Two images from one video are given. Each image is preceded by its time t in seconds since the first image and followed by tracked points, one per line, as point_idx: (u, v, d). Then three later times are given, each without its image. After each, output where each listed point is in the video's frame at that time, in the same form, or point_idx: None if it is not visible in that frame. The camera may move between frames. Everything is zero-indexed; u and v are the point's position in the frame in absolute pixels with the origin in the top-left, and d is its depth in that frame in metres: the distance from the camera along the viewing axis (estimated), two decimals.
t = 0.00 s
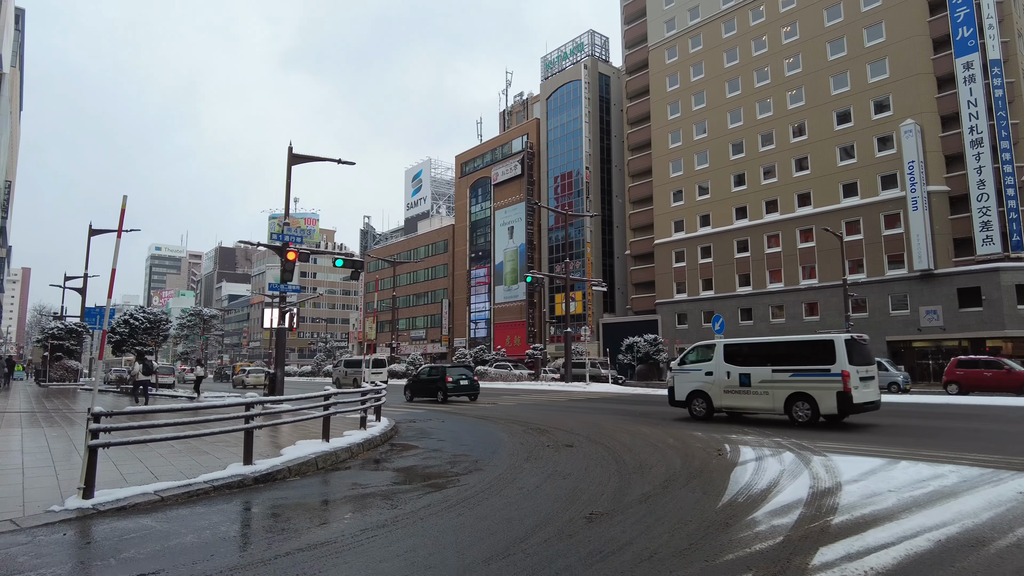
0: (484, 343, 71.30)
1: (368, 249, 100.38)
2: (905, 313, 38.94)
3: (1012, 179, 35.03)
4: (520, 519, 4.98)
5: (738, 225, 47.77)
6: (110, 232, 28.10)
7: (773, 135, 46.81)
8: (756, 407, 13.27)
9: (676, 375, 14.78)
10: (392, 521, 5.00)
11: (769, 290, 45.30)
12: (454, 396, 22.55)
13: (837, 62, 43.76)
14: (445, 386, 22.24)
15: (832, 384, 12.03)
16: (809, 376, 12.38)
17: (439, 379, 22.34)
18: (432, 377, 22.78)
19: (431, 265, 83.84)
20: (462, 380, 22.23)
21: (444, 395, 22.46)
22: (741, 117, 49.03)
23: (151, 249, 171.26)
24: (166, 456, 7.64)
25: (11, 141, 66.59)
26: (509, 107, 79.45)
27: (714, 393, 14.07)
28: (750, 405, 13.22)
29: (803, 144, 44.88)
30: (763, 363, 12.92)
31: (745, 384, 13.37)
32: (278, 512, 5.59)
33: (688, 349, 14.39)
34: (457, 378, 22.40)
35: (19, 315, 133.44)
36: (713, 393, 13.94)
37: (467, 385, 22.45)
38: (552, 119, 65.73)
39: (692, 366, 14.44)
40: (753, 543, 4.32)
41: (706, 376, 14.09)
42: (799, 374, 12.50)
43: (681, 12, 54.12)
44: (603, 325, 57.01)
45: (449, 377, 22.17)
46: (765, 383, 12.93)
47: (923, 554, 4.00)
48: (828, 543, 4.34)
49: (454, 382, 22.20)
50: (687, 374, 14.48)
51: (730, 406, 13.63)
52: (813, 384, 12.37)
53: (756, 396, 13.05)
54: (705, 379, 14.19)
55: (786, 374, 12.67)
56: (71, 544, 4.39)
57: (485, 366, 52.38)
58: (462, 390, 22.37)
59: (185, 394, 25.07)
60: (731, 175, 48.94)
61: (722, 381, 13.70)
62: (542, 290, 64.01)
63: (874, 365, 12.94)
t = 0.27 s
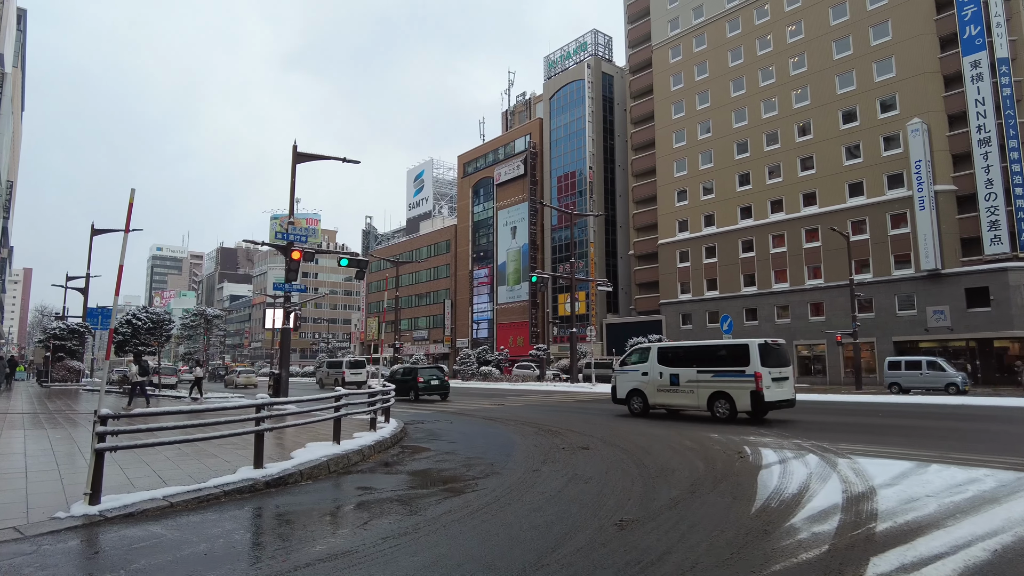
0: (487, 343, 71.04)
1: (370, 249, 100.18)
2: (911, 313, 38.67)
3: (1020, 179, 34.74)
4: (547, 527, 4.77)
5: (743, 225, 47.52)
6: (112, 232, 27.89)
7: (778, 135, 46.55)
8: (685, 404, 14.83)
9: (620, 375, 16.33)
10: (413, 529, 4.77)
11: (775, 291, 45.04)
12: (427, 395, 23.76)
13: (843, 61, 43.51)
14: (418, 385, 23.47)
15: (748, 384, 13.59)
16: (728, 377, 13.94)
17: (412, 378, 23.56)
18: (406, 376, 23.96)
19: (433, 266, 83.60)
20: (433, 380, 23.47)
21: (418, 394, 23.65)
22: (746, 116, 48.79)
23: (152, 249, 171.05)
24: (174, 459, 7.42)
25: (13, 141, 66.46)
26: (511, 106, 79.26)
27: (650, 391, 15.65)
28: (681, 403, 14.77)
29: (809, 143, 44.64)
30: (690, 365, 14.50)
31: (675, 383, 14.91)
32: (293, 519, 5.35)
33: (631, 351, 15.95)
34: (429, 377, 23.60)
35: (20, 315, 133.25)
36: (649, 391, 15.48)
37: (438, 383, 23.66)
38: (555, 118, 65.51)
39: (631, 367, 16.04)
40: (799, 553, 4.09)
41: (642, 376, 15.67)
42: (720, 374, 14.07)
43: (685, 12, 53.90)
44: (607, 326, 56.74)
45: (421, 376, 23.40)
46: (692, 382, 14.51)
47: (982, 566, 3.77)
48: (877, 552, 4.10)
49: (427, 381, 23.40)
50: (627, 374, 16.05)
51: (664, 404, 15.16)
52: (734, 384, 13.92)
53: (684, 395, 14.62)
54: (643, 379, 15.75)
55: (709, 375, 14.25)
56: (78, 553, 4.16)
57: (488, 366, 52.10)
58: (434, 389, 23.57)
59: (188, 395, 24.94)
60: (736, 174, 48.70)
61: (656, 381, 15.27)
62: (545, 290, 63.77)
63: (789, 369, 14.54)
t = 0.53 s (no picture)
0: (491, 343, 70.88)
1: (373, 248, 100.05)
2: (919, 312, 38.40)
3: None
4: (576, 534, 4.59)
5: (749, 223, 47.27)
6: (117, 231, 27.77)
7: (784, 133, 46.27)
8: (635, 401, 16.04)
9: (578, 374, 17.60)
10: (434, 537, 4.57)
11: (780, 289, 44.78)
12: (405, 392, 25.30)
13: (849, 59, 43.19)
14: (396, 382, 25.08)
15: (687, 383, 14.72)
16: (670, 376, 15.09)
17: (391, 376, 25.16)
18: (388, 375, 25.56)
19: (436, 265, 83.44)
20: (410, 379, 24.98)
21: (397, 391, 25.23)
22: (751, 114, 48.51)
23: (155, 249, 171.19)
24: (181, 463, 7.22)
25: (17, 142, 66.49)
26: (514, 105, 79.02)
27: (604, 389, 16.86)
28: (630, 400, 15.99)
29: (815, 142, 44.35)
30: (638, 365, 15.68)
31: (625, 382, 16.12)
32: (307, 527, 5.16)
33: (587, 352, 17.20)
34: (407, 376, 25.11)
35: (24, 315, 133.45)
36: (602, 390, 16.70)
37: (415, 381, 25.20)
38: (559, 117, 65.28)
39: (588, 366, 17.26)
40: (845, 563, 3.89)
41: (598, 376, 16.88)
42: (664, 373, 15.23)
43: (689, 9, 53.60)
44: (611, 325, 56.52)
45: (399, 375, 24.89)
46: (639, 381, 15.70)
47: None
48: (927, 562, 3.89)
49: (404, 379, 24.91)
50: (584, 373, 17.31)
51: (615, 401, 16.37)
52: (675, 382, 15.06)
53: (632, 392, 15.84)
54: (598, 378, 16.98)
55: (654, 374, 15.42)
56: (86, 563, 3.97)
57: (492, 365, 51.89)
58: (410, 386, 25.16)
59: (193, 395, 24.80)
60: (741, 173, 48.45)
61: (608, 380, 16.51)
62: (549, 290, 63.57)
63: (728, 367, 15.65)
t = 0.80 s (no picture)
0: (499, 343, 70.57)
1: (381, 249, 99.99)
2: (934, 312, 37.91)
3: None
4: (614, 544, 4.38)
5: (759, 223, 46.88)
6: (127, 233, 27.70)
7: (795, 132, 45.86)
8: (588, 399, 18.27)
9: (542, 374, 19.86)
10: (463, 547, 4.36)
11: (792, 289, 44.37)
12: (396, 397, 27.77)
13: (862, 56, 42.73)
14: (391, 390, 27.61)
15: (630, 382, 16.87)
16: (616, 377, 17.28)
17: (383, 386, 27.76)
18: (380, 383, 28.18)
19: (444, 266, 83.24)
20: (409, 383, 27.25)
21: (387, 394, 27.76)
22: (761, 113, 48.12)
23: (163, 251, 171.79)
24: (199, 468, 7.04)
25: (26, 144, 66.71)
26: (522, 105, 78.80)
27: (563, 389, 19.07)
28: (584, 397, 18.24)
29: (826, 140, 43.93)
30: (591, 367, 17.85)
31: (579, 382, 18.34)
32: (331, 535, 4.95)
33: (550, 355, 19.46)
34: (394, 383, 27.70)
35: (34, 317, 134.22)
36: (561, 388, 18.91)
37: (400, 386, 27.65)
38: (567, 117, 65.01)
39: (551, 367, 19.48)
40: None
41: (557, 375, 19.13)
42: (612, 374, 17.39)
43: (699, 8, 53.22)
44: (620, 325, 56.16)
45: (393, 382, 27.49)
46: (591, 381, 17.88)
47: None
48: None
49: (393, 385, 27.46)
50: (547, 373, 19.61)
51: (573, 399, 18.56)
52: (622, 382, 17.22)
53: (585, 390, 18.06)
54: (557, 378, 19.24)
55: (604, 375, 17.57)
56: (102, 573, 3.78)
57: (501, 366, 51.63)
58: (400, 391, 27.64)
59: (203, 396, 24.66)
60: (752, 172, 48.06)
61: (567, 381, 18.70)
62: (557, 290, 63.28)
63: (672, 368, 17.71)
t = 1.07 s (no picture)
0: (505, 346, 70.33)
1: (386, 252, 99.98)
2: (945, 314, 37.55)
3: None
4: (654, 553, 4.21)
5: (768, 225, 46.58)
6: (135, 234, 27.71)
7: (803, 133, 45.58)
8: (548, 400, 19.67)
9: (509, 378, 21.31)
10: (496, 557, 4.17)
11: (801, 292, 44.04)
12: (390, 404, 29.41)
13: (871, 57, 42.45)
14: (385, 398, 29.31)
15: (582, 384, 18.30)
16: (570, 380, 18.70)
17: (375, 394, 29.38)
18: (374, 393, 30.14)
19: (450, 268, 83.06)
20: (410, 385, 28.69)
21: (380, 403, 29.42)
22: (769, 114, 47.86)
23: (169, 254, 172.21)
24: (215, 473, 6.86)
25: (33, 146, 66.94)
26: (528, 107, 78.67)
27: (526, 391, 20.53)
28: (544, 398, 19.64)
29: (835, 141, 43.64)
30: (549, 370, 19.32)
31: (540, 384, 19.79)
32: (354, 543, 4.77)
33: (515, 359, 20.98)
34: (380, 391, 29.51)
35: (40, 319, 134.69)
36: (525, 390, 20.36)
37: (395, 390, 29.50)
38: (573, 119, 64.87)
39: (515, 371, 21.13)
40: None
41: (521, 378, 20.62)
42: (567, 377, 18.81)
43: (706, 9, 53.05)
44: (627, 328, 55.86)
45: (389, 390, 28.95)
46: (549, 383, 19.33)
47: None
48: None
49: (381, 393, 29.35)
50: (513, 376, 21.12)
51: (533, 400, 20.00)
52: (575, 383, 18.74)
53: (543, 392, 19.52)
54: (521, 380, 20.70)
55: (560, 378, 19.00)
56: None
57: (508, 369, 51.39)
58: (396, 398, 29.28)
59: (210, 399, 24.53)
60: (760, 173, 47.78)
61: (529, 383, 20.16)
62: (563, 293, 63.05)
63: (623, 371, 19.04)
